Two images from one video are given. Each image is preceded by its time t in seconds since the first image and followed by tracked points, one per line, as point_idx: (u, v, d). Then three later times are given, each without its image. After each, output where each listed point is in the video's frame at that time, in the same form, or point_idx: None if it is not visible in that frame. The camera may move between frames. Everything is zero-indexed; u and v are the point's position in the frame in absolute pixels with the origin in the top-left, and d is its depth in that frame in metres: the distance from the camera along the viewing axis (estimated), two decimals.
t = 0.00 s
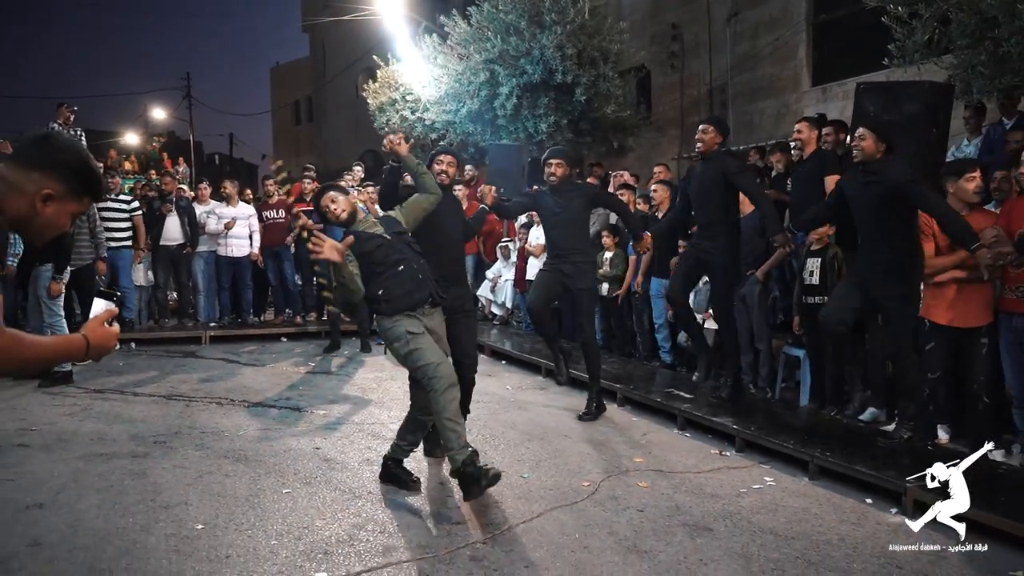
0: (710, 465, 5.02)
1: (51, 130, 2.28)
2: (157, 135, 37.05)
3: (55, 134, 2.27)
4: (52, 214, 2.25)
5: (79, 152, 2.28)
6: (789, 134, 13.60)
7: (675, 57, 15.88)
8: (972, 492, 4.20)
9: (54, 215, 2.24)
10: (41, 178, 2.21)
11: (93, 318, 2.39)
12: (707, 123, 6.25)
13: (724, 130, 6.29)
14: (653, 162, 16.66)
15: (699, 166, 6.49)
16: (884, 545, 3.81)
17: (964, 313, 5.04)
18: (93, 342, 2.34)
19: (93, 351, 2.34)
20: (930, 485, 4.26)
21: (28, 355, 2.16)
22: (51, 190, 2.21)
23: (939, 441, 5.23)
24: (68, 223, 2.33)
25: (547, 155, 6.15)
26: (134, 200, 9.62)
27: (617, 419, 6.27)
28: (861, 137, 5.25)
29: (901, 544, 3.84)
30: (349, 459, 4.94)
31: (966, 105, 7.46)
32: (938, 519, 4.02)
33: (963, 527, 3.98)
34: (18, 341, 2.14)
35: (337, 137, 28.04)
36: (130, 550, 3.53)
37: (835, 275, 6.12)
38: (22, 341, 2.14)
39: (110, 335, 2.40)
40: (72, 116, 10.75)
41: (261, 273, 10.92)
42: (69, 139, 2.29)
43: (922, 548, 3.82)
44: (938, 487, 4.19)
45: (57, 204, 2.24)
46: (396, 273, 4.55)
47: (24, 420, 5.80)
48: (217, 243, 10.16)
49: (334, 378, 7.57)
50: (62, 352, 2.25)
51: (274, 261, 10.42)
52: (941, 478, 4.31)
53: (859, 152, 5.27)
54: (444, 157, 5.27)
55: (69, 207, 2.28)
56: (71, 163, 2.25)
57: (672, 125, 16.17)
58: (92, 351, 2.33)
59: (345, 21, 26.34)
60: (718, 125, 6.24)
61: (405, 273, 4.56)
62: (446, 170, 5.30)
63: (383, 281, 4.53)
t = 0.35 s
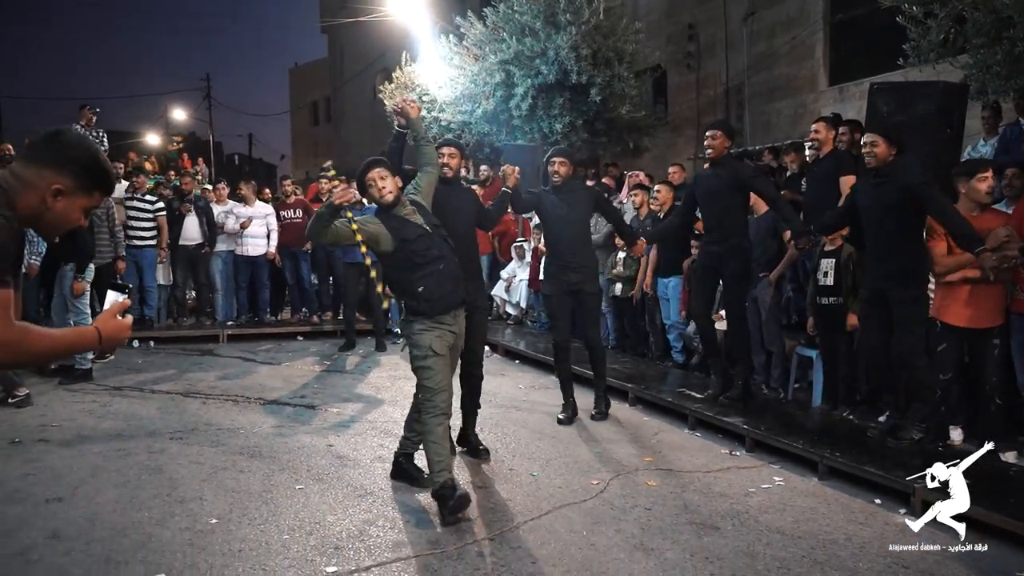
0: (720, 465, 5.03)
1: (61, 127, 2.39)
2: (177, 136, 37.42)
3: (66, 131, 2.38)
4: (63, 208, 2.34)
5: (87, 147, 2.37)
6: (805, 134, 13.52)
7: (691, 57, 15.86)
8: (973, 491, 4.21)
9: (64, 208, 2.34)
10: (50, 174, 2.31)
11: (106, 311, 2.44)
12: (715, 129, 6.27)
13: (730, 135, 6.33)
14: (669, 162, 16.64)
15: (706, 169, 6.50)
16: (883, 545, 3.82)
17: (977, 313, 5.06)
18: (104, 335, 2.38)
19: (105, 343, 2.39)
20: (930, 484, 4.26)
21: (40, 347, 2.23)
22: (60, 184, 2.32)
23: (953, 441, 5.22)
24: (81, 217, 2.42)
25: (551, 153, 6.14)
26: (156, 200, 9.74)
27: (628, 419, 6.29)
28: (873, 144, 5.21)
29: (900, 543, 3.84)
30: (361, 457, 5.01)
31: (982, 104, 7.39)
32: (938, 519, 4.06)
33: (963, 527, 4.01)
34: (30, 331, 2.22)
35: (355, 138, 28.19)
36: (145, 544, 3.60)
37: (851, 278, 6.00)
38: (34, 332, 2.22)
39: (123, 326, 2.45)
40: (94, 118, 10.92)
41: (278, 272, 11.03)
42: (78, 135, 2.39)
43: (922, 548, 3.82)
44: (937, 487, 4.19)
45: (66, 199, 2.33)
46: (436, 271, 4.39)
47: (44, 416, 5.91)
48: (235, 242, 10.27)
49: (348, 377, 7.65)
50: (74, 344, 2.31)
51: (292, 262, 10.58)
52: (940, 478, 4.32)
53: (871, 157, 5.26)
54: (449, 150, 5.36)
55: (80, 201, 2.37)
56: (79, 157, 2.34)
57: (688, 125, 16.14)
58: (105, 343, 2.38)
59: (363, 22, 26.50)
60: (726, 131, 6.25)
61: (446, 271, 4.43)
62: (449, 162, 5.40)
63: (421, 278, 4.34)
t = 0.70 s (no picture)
0: (729, 467, 5.04)
1: (47, 121, 2.38)
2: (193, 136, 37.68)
3: (53, 126, 2.37)
4: (55, 205, 2.36)
5: (74, 142, 2.36)
6: (819, 135, 13.44)
7: (705, 57, 15.81)
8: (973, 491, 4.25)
9: (54, 205, 2.35)
10: (40, 172, 2.32)
11: (103, 311, 2.46)
12: (720, 133, 6.20)
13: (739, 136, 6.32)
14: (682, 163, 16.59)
15: (713, 170, 6.48)
16: (883, 545, 3.84)
17: (986, 315, 5.02)
18: (100, 337, 2.40)
19: (102, 344, 2.41)
20: (930, 484, 4.31)
21: (34, 352, 2.30)
22: (50, 183, 2.33)
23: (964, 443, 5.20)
24: (75, 212, 2.44)
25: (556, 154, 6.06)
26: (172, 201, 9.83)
27: (638, 422, 6.29)
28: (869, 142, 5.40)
29: (900, 544, 3.88)
30: (371, 457, 5.04)
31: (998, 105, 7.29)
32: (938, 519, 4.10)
33: (963, 527, 4.05)
34: (26, 336, 2.29)
35: (369, 138, 28.29)
36: (157, 542, 3.66)
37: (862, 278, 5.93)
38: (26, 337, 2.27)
39: (118, 325, 2.47)
40: (111, 120, 11.04)
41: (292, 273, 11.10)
42: (66, 130, 2.38)
43: (921, 548, 3.85)
44: (937, 487, 4.22)
45: (57, 196, 2.35)
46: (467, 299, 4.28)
47: (61, 416, 6.00)
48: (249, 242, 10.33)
49: (360, 377, 7.70)
50: (70, 347, 2.36)
51: (305, 263, 10.62)
52: (940, 478, 4.36)
53: (867, 156, 5.42)
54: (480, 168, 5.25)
55: (71, 198, 2.39)
56: (68, 155, 2.34)
57: (702, 125, 16.08)
58: (100, 345, 2.40)
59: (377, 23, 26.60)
60: (731, 133, 6.19)
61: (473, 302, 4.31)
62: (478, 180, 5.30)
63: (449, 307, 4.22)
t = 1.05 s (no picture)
0: (730, 469, 5.05)
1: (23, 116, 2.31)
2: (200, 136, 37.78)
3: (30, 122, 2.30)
4: (34, 204, 2.31)
5: (49, 138, 2.30)
6: (824, 135, 13.40)
7: (710, 57, 15.80)
8: (973, 492, 4.27)
9: (30, 205, 2.30)
10: (16, 173, 2.26)
11: (89, 316, 2.47)
12: (723, 132, 6.24)
13: (739, 137, 6.34)
14: (687, 163, 16.58)
15: (714, 172, 6.48)
16: (884, 545, 3.88)
17: (987, 317, 5.02)
18: (86, 343, 2.41)
19: (87, 350, 2.42)
20: (930, 485, 4.34)
21: (11, 359, 2.28)
22: (23, 181, 2.26)
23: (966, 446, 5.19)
24: (55, 208, 2.39)
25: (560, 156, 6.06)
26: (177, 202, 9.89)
27: (640, 424, 6.30)
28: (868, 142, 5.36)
29: (900, 544, 3.91)
30: (373, 459, 5.07)
31: (1003, 106, 7.24)
32: (938, 518, 4.11)
33: (963, 527, 4.05)
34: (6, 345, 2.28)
35: (375, 139, 28.33)
36: (159, 544, 3.68)
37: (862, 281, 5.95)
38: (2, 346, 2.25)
39: (107, 331, 2.48)
40: (117, 121, 11.10)
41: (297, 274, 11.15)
42: (39, 126, 2.31)
43: (921, 548, 3.88)
44: (937, 487, 4.26)
45: (32, 195, 2.29)
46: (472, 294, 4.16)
47: (66, 416, 6.04)
48: (254, 243, 10.40)
49: (364, 378, 7.73)
50: (53, 354, 2.36)
51: (310, 264, 10.66)
52: (940, 478, 4.39)
53: (865, 157, 5.39)
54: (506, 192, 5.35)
55: (48, 195, 2.33)
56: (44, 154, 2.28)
57: (707, 125, 16.07)
58: (86, 350, 2.41)
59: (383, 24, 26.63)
60: (734, 134, 6.22)
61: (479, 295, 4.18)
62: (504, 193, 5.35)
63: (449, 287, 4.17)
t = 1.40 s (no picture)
0: (723, 469, 5.07)
1: None
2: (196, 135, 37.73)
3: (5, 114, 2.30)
4: (7, 191, 2.32)
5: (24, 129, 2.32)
6: (819, 135, 13.42)
7: (706, 57, 15.82)
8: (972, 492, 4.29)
9: (5, 195, 2.31)
10: None
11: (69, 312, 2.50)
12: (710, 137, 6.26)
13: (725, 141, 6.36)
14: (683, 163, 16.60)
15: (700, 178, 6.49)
16: (883, 545, 3.91)
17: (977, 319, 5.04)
18: (68, 340, 2.43)
19: (68, 345, 2.44)
20: (930, 485, 4.36)
21: None
22: None
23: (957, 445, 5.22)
24: (30, 196, 2.41)
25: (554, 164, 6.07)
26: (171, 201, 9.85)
27: (634, 424, 6.32)
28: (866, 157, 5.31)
29: (900, 543, 3.93)
30: (366, 459, 5.08)
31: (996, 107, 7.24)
32: (938, 518, 4.11)
33: (963, 527, 4.05)
34: None
35: (371, 138, 28.32)
36: (153, 544, 3.69)
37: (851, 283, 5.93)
38: None
39: (88, 325, 2.51)
40: (112, 121, 11.10)
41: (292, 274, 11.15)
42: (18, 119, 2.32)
43: (921, 548, 3.90)
44: (937, 487, 4.28)
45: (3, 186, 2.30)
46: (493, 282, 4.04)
47: (61, 416, 6.05)
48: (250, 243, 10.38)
49: (359, 378, 7.74)
50: (31, 352, 2.37)
51: (307, 263, 10.64)
52: (940, 478, 4.41)
53: (861, 169, 5.34)
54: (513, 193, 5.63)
55: (19, 183, 2.34)
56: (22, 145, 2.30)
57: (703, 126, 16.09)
58: (67, 346, 2.43)
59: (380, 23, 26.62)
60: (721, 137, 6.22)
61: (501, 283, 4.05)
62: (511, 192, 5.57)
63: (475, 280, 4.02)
